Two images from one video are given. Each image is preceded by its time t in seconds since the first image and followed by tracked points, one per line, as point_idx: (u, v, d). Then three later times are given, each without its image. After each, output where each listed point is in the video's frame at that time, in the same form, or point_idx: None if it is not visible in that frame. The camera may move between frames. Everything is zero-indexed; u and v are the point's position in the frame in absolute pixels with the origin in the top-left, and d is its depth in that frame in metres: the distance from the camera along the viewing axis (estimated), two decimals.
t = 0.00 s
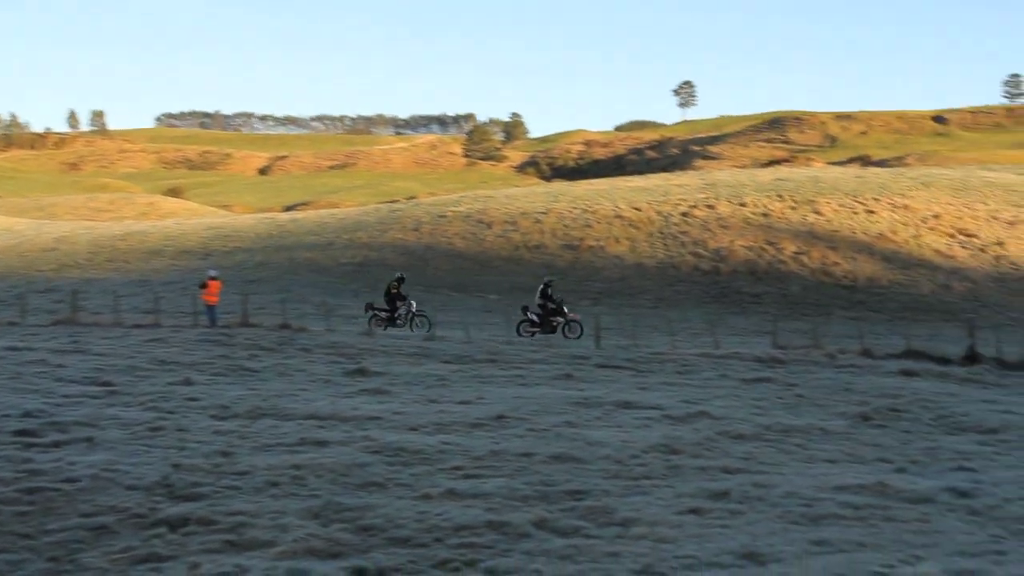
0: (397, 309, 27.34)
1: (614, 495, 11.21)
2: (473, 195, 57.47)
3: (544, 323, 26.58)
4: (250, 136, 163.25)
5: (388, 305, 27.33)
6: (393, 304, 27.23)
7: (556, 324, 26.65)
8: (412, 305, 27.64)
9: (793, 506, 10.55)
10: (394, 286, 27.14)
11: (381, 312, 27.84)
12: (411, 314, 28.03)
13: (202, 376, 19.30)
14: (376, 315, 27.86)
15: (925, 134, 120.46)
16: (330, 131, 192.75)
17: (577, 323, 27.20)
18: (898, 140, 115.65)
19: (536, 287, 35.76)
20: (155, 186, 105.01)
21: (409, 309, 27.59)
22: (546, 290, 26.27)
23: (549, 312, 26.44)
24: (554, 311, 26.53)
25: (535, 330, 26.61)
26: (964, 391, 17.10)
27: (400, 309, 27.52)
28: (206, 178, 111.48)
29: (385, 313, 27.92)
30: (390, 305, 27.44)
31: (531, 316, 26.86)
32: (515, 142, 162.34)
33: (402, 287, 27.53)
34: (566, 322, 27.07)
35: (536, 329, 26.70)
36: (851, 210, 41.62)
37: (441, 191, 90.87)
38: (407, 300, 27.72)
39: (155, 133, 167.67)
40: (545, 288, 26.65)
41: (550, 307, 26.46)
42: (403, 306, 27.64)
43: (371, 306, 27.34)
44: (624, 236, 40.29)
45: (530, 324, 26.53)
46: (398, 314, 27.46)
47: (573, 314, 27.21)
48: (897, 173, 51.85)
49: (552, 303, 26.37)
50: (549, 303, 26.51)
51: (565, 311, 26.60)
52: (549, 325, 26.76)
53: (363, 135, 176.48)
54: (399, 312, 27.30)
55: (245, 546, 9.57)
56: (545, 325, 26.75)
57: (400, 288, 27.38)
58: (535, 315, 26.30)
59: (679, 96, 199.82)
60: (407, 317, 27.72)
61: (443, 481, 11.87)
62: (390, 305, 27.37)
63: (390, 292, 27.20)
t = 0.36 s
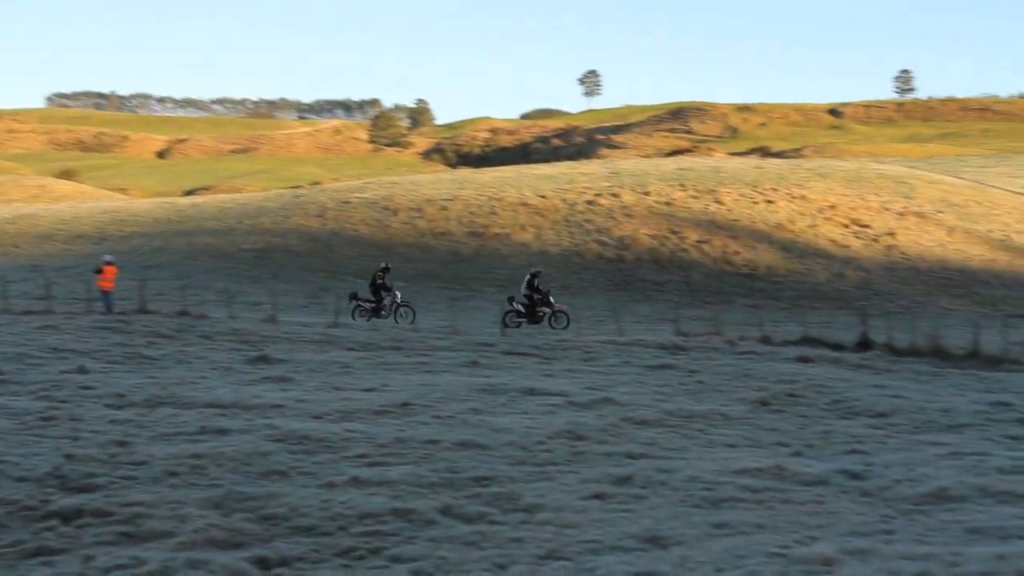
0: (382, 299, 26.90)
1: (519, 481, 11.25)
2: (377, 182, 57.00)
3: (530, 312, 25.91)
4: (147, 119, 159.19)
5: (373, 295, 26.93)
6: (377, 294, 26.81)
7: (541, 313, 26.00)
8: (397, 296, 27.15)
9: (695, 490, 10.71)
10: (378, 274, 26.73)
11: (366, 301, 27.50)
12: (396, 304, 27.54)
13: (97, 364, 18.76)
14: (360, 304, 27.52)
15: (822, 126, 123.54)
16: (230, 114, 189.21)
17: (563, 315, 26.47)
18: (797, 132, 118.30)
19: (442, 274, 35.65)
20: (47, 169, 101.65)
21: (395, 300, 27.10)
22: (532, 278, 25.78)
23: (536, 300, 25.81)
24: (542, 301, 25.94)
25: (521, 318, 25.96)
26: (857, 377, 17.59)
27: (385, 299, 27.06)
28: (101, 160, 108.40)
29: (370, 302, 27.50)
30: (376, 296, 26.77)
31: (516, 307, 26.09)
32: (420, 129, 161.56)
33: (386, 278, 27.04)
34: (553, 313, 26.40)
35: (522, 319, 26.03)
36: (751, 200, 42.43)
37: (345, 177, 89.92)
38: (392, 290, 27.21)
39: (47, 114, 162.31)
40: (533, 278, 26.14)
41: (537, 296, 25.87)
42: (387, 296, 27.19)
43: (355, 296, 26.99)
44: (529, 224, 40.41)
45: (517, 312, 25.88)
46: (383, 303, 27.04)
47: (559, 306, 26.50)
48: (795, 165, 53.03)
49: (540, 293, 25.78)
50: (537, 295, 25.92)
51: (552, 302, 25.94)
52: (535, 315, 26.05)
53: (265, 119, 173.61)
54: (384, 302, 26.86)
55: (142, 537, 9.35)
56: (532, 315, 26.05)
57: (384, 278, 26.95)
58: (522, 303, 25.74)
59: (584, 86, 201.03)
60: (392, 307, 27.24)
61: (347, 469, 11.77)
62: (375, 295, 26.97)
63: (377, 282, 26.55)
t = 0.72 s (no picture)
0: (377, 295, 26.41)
1: (438, 476, 11.19)
2: (292, 175, 56.28)
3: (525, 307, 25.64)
4: (53, 110, 154.87)
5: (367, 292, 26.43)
6: (371, 291, 26.34)
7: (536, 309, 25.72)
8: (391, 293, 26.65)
9: (612, 481, 10.77)
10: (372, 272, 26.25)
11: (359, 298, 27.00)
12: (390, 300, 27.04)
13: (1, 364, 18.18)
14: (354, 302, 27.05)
15: (735, 121, 125.53)
16: (140, 105, 185.12)
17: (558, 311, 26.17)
18: (711, 126, 120.04)
19: (360, 269, 35.35)
20: None
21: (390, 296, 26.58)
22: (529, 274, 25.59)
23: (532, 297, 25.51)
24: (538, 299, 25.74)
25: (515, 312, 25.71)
26: (770, 367, 17.92)
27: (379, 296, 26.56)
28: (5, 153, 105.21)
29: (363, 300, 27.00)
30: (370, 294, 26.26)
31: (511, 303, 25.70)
32: (336, 121, 160.06)
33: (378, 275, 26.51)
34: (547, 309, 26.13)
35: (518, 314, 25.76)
36: (667, 193, 42.90)
37: (259, 170, 88.61)
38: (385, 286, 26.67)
39: None
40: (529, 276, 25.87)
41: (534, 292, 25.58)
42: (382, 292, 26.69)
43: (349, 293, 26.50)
44: (448, 218, 40.29)
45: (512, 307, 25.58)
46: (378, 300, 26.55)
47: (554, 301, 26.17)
48: (709, 158, 53.76)
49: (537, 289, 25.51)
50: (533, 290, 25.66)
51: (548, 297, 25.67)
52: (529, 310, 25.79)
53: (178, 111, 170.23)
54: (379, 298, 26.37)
55: (48, 542, 9.08)
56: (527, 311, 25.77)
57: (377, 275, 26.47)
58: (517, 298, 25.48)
59: (501, 78, 201.29)
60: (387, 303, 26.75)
61: (263, 466, 11.58)
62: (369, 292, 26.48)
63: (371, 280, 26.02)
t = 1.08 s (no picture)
0: (353, 300, 25.62)
1: (338, 480, 11.05)
2: (189, 174, 55.12)
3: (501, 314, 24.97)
4: None
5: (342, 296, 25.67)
6: (347, 295, 25.55)
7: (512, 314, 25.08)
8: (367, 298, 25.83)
9: (514, 485, 10.78)
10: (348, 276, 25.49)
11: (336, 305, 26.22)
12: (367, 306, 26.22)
13: None
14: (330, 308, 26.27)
15: (635, 125, 127.09)
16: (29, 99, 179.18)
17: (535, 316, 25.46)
18: (612, 130, 121.35)
19: (259, 270, 34.76)
20: None
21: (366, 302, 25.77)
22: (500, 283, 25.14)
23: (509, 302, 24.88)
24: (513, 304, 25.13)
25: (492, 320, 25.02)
26: (669, 369, 18.15)
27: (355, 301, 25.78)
28: None
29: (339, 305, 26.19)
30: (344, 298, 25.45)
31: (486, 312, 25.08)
32: (235, 120, 157.24)
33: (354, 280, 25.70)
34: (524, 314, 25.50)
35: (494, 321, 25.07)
36: (568, 196, 43.20)
37: (155, 169, 86.54)
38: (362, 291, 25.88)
39: None
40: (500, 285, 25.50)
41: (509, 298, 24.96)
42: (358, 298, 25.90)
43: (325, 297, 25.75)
44: (349, 219, 39.89)
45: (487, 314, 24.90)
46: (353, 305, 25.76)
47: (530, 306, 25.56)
48: (610, 162, 54.28)
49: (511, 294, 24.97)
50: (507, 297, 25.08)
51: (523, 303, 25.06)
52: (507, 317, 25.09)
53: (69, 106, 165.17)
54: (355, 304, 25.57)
55: None
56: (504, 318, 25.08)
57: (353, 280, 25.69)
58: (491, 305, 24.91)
59: (404, 79, 200.28)
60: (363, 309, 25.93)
61: (157, 473, 11.28)
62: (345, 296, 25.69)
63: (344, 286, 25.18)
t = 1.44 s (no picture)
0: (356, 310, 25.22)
1: (272, 488, 10.91)
2: (117, 178, 54.14)
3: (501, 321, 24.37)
4: None
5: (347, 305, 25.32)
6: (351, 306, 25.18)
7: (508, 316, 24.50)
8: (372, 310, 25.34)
9: (450, 490, 10.74)
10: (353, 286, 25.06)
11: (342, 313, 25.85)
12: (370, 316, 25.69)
13: None
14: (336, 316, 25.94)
15: (569, 132, 127.91)
16: None
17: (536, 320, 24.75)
18: (547, 136, 121.86)
19: (190, 276, 34.25)
20: None
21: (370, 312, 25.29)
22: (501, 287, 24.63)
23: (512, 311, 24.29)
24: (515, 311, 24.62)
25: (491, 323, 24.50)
26: (604, 374, 18.24)
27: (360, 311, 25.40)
28: None
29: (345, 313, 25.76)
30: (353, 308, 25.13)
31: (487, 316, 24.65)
32: (165, 124, 154.95)
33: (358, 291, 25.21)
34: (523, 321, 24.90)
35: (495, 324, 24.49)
36: (504, 202, 43.24)
37: (82, 173, 84.93)
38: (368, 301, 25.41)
39: None
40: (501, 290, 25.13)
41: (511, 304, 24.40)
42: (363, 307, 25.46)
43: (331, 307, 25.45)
44: (283, 224, 39.50)
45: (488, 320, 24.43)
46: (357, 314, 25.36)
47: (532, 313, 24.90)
48: (545, 168, 54.46)
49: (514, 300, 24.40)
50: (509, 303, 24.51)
51: (525, 309, 24.40)
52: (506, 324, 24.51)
53: None
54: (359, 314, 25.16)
55: None
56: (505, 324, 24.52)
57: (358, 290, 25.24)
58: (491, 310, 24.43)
59: (337, 84, 198.96)
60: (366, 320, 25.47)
61: (85, 483, 11.04)
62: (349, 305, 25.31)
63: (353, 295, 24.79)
